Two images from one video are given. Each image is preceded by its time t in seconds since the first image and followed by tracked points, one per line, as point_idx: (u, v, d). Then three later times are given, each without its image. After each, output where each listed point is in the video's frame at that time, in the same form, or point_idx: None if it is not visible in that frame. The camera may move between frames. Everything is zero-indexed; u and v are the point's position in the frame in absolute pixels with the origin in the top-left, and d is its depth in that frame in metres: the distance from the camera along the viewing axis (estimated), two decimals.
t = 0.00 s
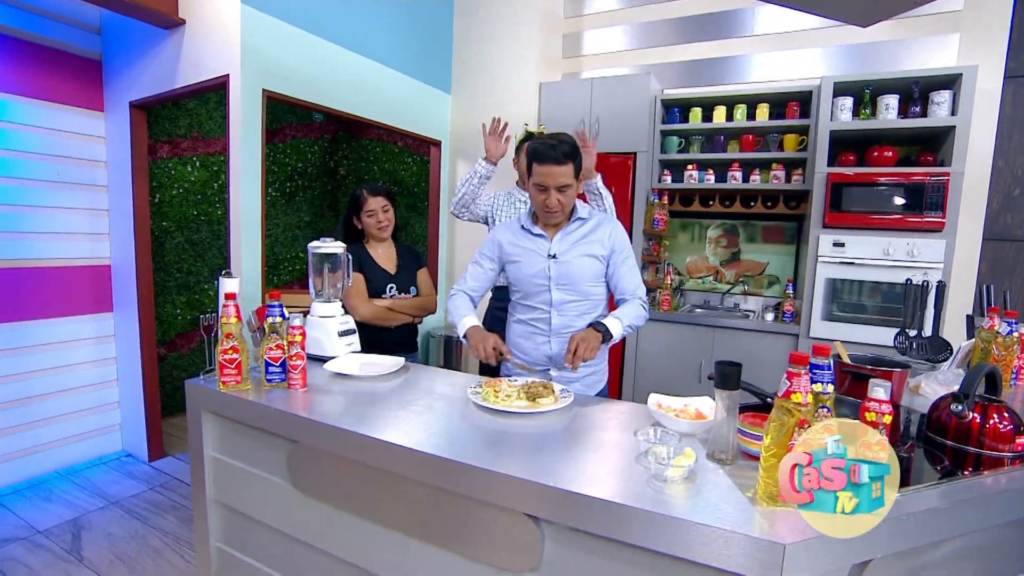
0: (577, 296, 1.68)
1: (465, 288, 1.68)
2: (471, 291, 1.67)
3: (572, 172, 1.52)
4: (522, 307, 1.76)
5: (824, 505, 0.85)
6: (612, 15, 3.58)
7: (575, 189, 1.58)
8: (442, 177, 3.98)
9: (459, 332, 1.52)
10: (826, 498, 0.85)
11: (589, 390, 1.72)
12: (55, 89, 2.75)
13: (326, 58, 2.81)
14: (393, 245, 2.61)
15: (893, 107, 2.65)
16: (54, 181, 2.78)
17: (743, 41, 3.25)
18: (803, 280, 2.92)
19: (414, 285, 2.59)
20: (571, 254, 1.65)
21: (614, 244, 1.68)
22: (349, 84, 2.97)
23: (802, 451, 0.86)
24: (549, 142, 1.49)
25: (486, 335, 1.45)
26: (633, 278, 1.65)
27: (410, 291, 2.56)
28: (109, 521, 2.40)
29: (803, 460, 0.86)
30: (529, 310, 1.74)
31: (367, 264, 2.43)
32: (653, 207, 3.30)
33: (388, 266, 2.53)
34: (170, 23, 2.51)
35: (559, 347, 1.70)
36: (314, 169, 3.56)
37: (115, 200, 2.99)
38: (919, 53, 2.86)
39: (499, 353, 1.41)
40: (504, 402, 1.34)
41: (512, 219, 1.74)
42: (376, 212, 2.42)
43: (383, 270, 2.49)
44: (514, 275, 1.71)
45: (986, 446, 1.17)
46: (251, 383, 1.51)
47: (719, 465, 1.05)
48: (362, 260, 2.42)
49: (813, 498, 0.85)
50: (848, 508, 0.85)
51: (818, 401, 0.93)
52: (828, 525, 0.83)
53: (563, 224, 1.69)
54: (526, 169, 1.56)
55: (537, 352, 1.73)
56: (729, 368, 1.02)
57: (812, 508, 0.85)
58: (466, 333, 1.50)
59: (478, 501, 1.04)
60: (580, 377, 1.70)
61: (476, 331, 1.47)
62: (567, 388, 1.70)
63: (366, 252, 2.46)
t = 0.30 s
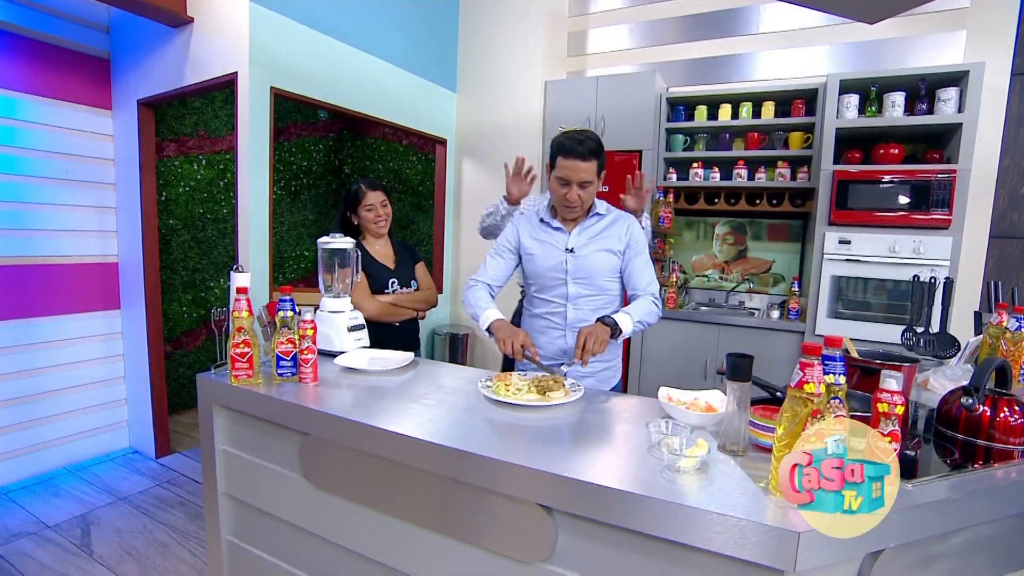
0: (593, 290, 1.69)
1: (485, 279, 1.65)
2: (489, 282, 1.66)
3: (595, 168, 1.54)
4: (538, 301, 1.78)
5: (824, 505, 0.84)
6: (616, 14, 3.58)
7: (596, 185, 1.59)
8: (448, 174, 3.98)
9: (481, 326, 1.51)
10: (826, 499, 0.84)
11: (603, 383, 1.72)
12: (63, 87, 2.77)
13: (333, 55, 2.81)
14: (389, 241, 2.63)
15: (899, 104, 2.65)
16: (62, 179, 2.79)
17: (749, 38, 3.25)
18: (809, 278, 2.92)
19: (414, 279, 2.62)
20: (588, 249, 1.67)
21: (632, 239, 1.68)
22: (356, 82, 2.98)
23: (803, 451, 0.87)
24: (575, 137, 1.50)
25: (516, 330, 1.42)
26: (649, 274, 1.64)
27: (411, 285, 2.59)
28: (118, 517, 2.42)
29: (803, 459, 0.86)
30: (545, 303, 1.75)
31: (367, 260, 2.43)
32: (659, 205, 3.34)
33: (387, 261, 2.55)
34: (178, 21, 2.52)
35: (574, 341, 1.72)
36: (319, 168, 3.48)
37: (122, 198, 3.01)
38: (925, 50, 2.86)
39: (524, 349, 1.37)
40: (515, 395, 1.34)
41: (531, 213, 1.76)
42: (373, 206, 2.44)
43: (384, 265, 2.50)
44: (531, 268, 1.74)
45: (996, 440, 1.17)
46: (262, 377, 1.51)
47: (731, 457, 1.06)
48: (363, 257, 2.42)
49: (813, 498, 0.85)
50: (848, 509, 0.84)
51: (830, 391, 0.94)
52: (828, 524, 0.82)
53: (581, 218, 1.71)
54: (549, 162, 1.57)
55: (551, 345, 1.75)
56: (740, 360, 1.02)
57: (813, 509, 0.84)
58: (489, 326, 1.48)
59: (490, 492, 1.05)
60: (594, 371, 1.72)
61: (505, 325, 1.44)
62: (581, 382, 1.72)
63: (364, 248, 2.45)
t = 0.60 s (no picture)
0: (599, 284, 1.69)
1: (491, 269, 1.67)
2: (495, 273, 1.67)
3: (607, 167, 1.53)
4: (543, 294, 1.78)
5: (824, 505, 0.83)
6: (618, 12, 3.58)
7: (605, 183, 1.59)
8: (450, 172, 3.98)
9: (487, 310, 1.52)
10: (826, 499, 0.83)
11: (607, 377, 1.72)
12: (65, 84, 2.77)
13: (336, 52, 2.81)
14: (390, 236, 2.62)
15: (901, 100, 2.65)
16: (65, 176, 2.79)
17: (751, 36, 3.25)
18: (811, 275, 2.92)
19: (416, 273, 2.63)
20: (595, 242, 1.67)
21: (639, 234, 1.69)
22: (358, 79, 2.98)
23: (802, 452, 0.88)
24: (591, 132, 1.49)
25: (525, 317, 1.42)
26: (655, 268, 1.65)
27: (413, 280, 2.59)
28: (120, 513, 2.42)
29: (801, 459, 0.87)
30: (550, 297, 1.75)
31: (368, 256, 2.42)
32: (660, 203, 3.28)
33: (389, 256, 2.55)
34: (181, 17, 2.52)
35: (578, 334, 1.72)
36: (321, 166, 3.50)
37: (125, 195, 3.01)
38: (928, 47, 2.86)
39: (530, 338, 1.38)
40: (520, 387, 1.35)
41: (540, 206, 1.76)
42: (375, 199, 2.45)
43: (386, 261, 2.50)
44: (538, 261, 1.74)
45: (1001, 432, 1.17)
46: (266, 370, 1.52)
47: (737, 447, 1.06)
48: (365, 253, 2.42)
49: (814, 498, 0.84)
50: (847, 509, 0.83)
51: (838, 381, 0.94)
52: (827, 525, 0.81)
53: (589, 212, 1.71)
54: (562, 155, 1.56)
55: (556, 339, 1.75)
56: (747, 351, 1.02)
57: (813, 509, 0.83)
58: (496, 310, 1.50)
59: (496, 482, 1.05)
60: (599, 366, 1.72)
61: (515, 309, 1.45)
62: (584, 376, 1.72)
63: (365, 245, 2.45)
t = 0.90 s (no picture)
0: (604, 277, 1.69)
1: (497, 263, 1.66)
2: (502, 267, 1.66)
3: (609, 159, 1.53)
4: (548, 288, 1.77)
5: (824, 505, 0.82)
6: (620, 8, 3.58)
7: (608, 176, 1.58)
8: (452, 169, 3.97)
9: (502, 301, 1.52)
10: (826, 499, 0.83)
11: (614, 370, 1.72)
12: (68, 80, 2.77)
13: (338, 48, 2.81)
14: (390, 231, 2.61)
15: (905, 96, 2.65)
16: (68, 172, 2.80)
17: (754, 32, 3.24)
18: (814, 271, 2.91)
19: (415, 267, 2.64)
20: (600, 235, 1.67)
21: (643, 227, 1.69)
22: (361, 75, 2.98)
23: (803, 452, 0.89)
24: (590, 126, 1.49)
25: (542, 305, 1.41)
26: (660, 261, 1.65)
27: (413, 274, 2.60)
28: (123, 508, 2.41)
29: (803, 459, 0.87)
30: (555, 291, 1.75)
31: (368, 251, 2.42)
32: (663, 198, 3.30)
33: (389, 251, 2.54)
34: (184, 13, 2.52)
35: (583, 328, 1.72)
36: (323, 163, 3.59)
37: (128, 192, 3.01)
38: (932, 43, 2.85)
39: (544, 327, 1.38)
40: (525, 379, 1.34)
41: (543, 200, 1.75)
42: (379, 192, 2.45)
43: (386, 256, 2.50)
44: (542, 255, 1.73)
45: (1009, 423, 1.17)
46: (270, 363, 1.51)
47: (743, 438, 1.05)
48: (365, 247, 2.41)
49: (814, 498, 0.82)
50: (847, 509, 0.83)
51: (845, 370, 0.93)
52: (825, 524, 0.81)
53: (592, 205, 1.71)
54: (562, 153, 1.56)
55: (561, 333, 1.75)
56: (754, 340, 1.02)
57: (813, 509, 0.81)
58: (512, 299, 1.49)
59: (502, 472, 1.04)
60: (604, 359, 1.71)
61: (533, 295, 1.45)
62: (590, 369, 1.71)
63: (365, 240, 2.43)
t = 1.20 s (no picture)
0: (604, 266, 1.69)
1: (498, 254, 1.65)
2: (503, 258, 1.65)
3: (603, 147, 1.52)
4: (549, 279, 1.77)
5: (824, 506, 0.82)
6: (621, 4, 3.57)
7: (604, 164, 1.57)
8: (453, 164, 3.97)
9: (504, 286, 1.51)
10: (826, 499, 0.82)
11: (617, 361, 1.71)
12: (68, 76, 2.76)
13: (339, 42, 2.81)
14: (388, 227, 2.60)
15: (908, 91, 2.64)
16: (68, 167, 2.79)
17: (755, 28, 3.24)
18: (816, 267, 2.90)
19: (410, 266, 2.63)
20: (599, 224, 1.66)
21: (642, 214, 1.68)
22: (362, 70, 2.97)
23: (802, 452, 0.87)
24: (580, 116, 1.48)
25: (542, 291, 1.40)
26: (660, 248, 1.64)
27: (407, 273, 2.59)
28: (124, 504, 2.41)
29: (803, 458, 0.86)
30: (557, 281, 1.75)
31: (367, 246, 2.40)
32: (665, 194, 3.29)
33: (386, 248, 2.52)
34: (184, 7, 2.52)
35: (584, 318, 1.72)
36: (321, 161, 3.48)
37: (128, 188, 3.00)
38: (934, 38, 2.84)
39: (543, 314, 1.35)
40: (526, 369, 1.33)
41: (542, 191, 1.74)
42: (386, 187, 2.46)
43: (382, 253, 2.48)
44: (543, 245, 1.73)
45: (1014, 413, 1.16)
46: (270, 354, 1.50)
47: (747, 427, 1.04)
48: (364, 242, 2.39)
49: (814, 498, 0.82)
50: (847, 509, 0.83)
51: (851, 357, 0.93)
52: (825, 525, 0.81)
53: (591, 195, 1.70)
54: (555, 145, 1.56)
55: (563, 323, 1.74)
56: (757, 327, 1.00)
57: (813, 509, 0.81)
58: (513, 284, 1.49)
59: (504, 462, 1.03)
60: (607, 349, 1.71)
61: (533, 281, 1.43)
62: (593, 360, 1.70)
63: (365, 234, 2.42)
